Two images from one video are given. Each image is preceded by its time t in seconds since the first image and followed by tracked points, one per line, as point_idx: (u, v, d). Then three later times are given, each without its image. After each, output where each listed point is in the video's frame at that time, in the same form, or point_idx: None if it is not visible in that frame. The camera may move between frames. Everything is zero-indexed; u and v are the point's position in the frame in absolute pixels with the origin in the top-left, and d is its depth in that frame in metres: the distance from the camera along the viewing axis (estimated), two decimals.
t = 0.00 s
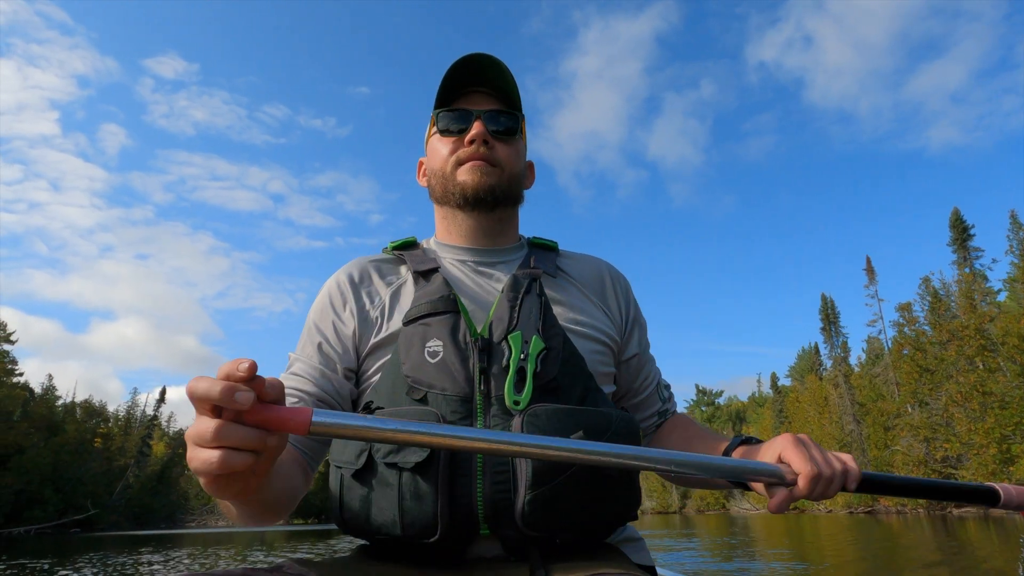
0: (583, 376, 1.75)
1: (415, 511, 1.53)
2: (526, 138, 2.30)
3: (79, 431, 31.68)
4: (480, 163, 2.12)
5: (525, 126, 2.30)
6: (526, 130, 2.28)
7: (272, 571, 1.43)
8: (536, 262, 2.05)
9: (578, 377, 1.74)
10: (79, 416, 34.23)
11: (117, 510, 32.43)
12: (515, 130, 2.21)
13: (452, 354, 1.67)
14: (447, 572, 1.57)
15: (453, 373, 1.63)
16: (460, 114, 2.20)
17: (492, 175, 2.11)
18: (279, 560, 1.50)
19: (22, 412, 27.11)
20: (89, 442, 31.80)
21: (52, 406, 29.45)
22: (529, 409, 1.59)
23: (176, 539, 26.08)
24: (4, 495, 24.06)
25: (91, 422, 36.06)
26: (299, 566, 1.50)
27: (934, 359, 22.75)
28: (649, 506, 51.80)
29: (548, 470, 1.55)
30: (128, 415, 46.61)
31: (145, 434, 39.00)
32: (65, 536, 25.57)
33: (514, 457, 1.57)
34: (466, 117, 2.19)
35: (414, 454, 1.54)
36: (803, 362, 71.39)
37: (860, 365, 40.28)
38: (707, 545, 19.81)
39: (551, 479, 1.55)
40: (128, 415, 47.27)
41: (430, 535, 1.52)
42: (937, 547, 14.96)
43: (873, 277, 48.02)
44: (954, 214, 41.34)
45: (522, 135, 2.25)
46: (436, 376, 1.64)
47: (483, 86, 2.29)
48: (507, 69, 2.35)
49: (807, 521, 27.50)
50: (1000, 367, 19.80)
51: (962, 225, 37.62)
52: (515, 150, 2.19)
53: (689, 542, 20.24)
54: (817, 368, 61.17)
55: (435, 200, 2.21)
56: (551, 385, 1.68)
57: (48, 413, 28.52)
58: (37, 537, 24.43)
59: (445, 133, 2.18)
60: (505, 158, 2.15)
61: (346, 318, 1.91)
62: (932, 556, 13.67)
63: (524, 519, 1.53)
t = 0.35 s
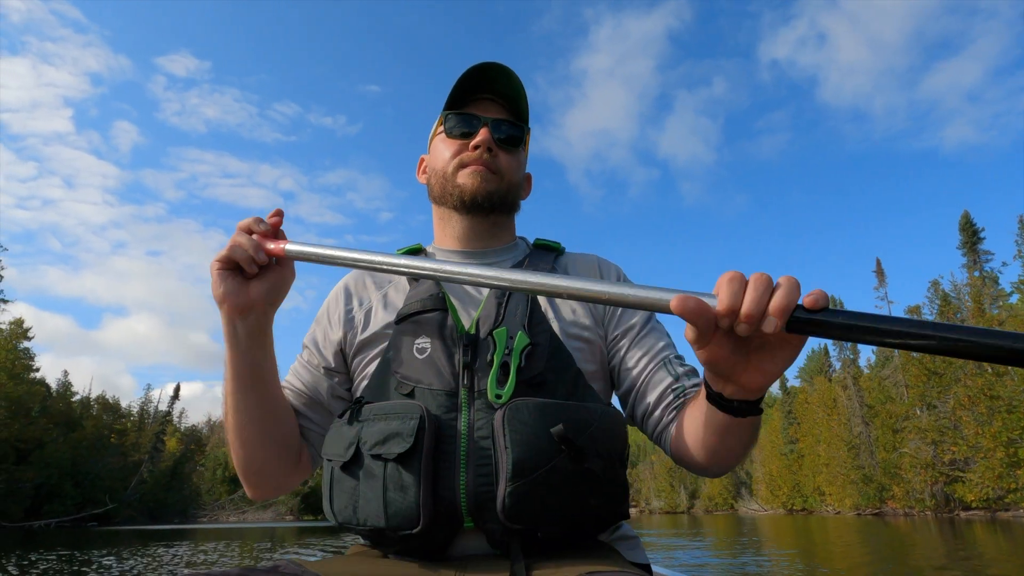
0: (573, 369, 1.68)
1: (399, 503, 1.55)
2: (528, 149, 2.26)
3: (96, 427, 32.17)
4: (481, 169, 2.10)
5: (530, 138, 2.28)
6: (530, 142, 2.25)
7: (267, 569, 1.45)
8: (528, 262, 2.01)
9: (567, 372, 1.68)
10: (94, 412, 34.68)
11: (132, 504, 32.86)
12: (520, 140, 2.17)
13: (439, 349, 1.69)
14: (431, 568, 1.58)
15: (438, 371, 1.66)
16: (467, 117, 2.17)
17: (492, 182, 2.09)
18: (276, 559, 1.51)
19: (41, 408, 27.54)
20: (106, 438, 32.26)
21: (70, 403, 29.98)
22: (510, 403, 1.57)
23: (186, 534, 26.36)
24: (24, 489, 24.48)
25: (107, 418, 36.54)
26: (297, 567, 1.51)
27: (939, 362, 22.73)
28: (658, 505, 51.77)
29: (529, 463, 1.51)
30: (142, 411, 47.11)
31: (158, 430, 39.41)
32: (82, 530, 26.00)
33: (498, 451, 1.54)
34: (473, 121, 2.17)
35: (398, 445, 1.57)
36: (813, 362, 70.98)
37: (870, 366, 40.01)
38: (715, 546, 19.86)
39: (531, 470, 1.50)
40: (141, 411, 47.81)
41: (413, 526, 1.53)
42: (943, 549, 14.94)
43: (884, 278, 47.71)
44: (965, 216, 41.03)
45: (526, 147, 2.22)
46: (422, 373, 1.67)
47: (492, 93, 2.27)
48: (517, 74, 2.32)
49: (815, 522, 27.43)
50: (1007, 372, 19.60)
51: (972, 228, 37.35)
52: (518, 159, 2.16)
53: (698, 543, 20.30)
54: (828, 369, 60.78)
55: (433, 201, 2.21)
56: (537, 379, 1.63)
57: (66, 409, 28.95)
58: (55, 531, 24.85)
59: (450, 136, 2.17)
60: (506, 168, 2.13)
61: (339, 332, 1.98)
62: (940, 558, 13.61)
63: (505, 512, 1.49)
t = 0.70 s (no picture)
0: (568, 364, 1.67)
1: (391, 495, 1.56)
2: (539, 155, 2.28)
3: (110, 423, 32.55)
4: (497, 179, 2.12)
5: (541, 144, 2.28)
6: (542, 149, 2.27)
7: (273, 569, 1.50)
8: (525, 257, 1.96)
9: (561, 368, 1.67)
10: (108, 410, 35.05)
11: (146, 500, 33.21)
12: (535, 149, 2.20)
13: (435, 344, 1.71)
14: (425, 562, 1.58)
15: (434, 366, 1.68)
16: (485, 125, 2.17)
17: (507, 194, 2.12)
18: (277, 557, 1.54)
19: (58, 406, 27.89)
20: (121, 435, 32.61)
21: (86, 400, 30.32)
22: (500, 395, 1.57)
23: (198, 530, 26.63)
24: (43, 484, 24.80)
25: (121, 415, 36.91)
26: (297, 565, 1.53)
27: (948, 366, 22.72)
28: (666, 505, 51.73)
29: (516, 455, 1.50)
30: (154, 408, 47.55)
31: (170, 427, 39.75)
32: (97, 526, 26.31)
33: (487, 444, 1.54)
34: (490, 129, 2.16)
35: (390, 436, 1.58)
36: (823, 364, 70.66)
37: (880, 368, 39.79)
38: (724, 546, 19.87)
39: (519, 462, 1.50)
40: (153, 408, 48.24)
41: (404, 518, 1.53)
42: (949, 551, 14.90)
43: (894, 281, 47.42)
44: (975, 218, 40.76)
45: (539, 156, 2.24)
46: (418, 368, 1.68)
47: (507, 100, 2.20)
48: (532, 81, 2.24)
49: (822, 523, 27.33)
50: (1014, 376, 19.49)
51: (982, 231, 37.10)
52: (532, 170, 2.19)
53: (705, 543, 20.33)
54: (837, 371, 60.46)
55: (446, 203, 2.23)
56: (528, 374, 1.62)
57: (83, 406, 29.36)
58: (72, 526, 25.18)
59: (467, 144, 2.16)
60: (521, 178, 2.15)
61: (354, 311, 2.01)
62: (947, 561, 13.54)
63: (494, 505, 1.49)
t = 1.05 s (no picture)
0: (560, 372, 1.67)
1: (382, 505, 1.56)
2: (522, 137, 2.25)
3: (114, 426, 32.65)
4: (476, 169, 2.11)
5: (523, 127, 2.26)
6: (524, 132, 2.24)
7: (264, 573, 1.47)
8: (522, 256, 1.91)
9: (553, 374, 1.67)
10: (111, 412, 35.14)
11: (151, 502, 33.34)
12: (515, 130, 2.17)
13: (426, 348, 1.70)
14: (416, 570, 1.57)
15: (426, 371, 1.67)
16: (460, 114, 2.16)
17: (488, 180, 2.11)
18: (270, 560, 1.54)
19: (65, 409, 27.99)
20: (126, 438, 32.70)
21: (91, 403, 30.41)
22: (493, 405, 1.57)
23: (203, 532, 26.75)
24: (51, 487, 24.83)
25: (124, 418, 37.01)
26: (289, 569, 1.53)
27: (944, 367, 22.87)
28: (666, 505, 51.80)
29: (509, 468, 1.51)
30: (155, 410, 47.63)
31: (174, 429, 39.86)
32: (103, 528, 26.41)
33: (478, 456, 1.54)
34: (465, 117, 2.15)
35: (381, 447, 1.58)
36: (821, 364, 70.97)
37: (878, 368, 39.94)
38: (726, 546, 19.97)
39: (511, 475, 1.50)
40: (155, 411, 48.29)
41: (396, 530, 1.53)
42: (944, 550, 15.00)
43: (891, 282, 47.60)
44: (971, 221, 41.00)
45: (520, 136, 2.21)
46: (409, 374, 1.67)
47: (480, 85, 2.23)
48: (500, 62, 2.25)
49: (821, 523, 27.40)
50: (1007, 377, 19.60)
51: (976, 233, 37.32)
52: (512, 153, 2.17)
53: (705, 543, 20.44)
54: (835, 372, 60.65)
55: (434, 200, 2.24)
56: (521, 383, 1.63)
57: (89, 410, 29.40)
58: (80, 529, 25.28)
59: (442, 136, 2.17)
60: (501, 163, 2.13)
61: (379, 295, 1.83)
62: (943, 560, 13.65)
63: (486, 517, 1.49)
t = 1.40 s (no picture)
0: (566, 375, 1.68)
1: (389, 507, 1.57)
2: (510, 130, 2.25)
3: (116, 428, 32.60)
4: (462, 167, 2.11)
5: (511, 122, 2.26)
6: (511, 127, 2.23)
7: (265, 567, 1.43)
8: (525, 258, 1.91)
9: (558, 376, 1.67)
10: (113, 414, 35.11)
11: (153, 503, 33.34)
12: (501, 125, 2.17)
13: (431, 348, 1.69)
14: (423, 569, 1.58)
15: (432, 372, 1.67)
16: (445, 114, 2.17)
17: (474, 177, 2.11)
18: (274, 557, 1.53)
19: (70, 412, 27.99)
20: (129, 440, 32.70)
21: (95, 405, 30.41)
22: (501, 408, 1.58)
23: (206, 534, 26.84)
24: (58, 489, 24.78)
25: (125, 420, 36.93)
26: (292, 565, 1.52)
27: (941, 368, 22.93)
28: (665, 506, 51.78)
29: (518, 471, 1.52)
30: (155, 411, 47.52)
31: (177, 430, 39.82)
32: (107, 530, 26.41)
33: (487, 459, 1.55)
34: (449, 117, 2.17)
35: (388, 449, 1.59)
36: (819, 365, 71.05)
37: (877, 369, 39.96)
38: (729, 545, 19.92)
39: (521, 478, 1.51)
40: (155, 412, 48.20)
41: (402, 532, 1.54)
42: (942, 549, 14.99)
43: (889, 283, 47.67)
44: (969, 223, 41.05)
45: (508, 131, 2.21)
46: (414, 375, 1.67)
47: (464, 82, 2.23)
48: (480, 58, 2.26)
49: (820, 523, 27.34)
50: (1002, 378, 19.50)
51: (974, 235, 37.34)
52: (499, 147, 2.16)
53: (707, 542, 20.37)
54: (833, 372, 60.68)
55: (425, 202, 2.25)
56: (528, 385, 1.63)
57: (93, 412, 29.40)
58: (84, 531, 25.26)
59: (429, 136, 2.18)
60: (488, 160, 2.13)
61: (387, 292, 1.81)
62: (941, 559, 13.66)
63: (493, 519, 1.50)
